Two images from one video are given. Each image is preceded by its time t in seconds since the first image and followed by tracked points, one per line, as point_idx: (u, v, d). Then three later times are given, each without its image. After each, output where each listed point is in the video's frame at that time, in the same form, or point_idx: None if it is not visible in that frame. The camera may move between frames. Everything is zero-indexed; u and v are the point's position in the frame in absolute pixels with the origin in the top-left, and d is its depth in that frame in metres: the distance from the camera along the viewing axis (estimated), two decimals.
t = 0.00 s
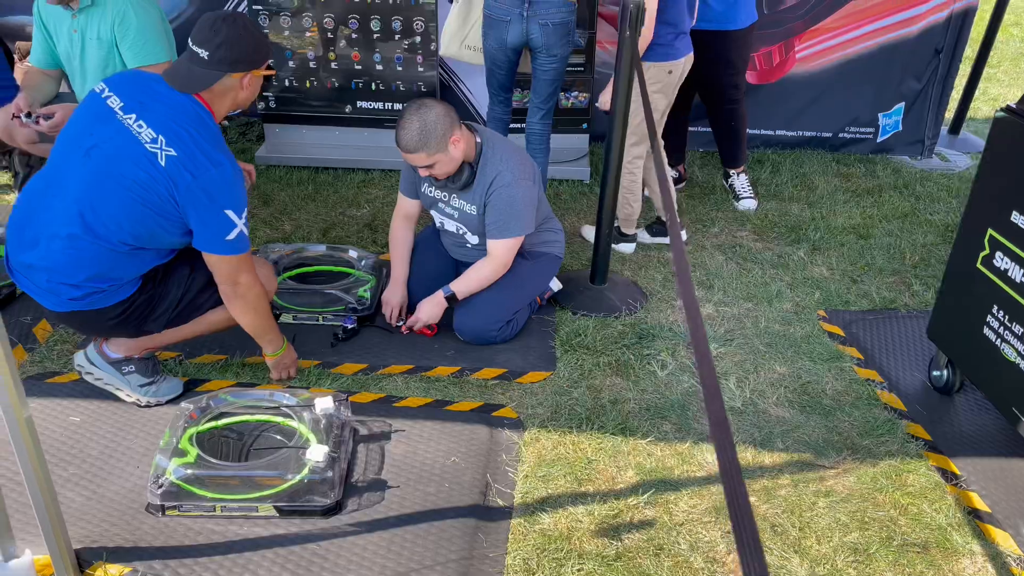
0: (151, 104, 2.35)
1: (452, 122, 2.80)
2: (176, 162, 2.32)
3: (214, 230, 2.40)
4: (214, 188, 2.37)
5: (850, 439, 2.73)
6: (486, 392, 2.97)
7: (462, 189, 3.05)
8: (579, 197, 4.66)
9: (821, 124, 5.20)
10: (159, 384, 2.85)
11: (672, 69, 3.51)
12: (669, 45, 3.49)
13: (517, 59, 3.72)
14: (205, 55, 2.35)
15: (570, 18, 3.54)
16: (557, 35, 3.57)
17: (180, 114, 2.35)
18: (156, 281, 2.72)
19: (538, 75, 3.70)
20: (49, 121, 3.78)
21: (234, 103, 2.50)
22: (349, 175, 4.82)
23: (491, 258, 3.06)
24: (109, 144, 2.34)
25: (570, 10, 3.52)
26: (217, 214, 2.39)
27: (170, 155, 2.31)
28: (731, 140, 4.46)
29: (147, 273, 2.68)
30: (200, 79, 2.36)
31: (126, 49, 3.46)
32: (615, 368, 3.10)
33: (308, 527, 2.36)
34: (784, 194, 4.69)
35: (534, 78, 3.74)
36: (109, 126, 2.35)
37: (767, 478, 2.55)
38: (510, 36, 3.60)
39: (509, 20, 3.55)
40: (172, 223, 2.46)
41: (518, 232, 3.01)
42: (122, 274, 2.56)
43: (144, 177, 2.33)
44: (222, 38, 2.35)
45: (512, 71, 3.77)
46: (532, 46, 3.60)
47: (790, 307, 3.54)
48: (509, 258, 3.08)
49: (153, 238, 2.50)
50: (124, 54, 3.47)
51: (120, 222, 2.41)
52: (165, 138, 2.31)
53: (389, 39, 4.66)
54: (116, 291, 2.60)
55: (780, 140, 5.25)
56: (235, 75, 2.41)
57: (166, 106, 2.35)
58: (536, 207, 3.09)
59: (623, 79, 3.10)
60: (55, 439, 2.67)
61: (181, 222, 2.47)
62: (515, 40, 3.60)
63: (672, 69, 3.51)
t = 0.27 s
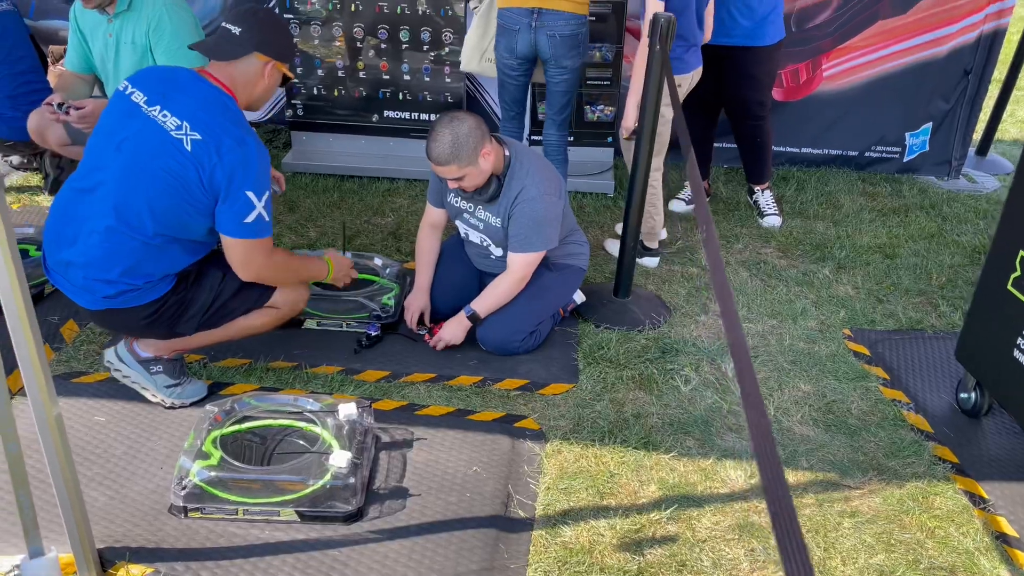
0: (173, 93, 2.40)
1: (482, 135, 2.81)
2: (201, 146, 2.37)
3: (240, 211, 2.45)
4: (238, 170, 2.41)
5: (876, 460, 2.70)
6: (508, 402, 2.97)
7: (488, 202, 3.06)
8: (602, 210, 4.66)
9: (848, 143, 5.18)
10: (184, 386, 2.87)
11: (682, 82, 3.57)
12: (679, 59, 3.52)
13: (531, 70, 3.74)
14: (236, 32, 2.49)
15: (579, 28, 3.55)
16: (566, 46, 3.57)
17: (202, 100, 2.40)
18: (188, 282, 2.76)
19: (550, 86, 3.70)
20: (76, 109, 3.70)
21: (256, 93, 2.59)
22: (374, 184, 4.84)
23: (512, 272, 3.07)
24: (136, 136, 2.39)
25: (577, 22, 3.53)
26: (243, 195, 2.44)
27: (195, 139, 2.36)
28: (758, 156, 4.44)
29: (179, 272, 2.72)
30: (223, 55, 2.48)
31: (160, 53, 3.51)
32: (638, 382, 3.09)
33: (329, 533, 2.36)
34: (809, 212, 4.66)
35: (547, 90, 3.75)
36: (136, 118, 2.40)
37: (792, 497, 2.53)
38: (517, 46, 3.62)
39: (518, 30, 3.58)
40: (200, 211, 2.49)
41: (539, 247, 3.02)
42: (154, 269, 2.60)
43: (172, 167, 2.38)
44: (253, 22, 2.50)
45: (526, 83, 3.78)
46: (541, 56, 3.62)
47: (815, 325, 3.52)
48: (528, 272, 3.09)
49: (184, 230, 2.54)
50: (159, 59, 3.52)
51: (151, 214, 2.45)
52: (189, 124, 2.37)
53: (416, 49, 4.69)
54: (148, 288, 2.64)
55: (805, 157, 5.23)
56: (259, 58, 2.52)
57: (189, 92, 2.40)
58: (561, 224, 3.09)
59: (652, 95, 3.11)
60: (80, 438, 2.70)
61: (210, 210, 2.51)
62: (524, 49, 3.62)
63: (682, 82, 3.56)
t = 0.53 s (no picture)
0: (195, 95, 2.43)
1: (505, 141, 2.84)
2: (228, 146, 2.42)
3: (272, 207, 2.56)
4: (265, 168, 2.49)
5: (894, 470, 2.69)
6: (525, 407, 2.98)
7: (508, 208, 3.08)
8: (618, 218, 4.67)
9: (864, 154, 5.18)
10: (203, 387, 2.90)
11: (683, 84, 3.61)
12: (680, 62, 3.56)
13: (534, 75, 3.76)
14: (270, 36, 2.52)
15: (578, 34, 3.55)
16: (563, 51, 3.57)
17: (224, 102, 2.42)
18: (202, 285, 2.75)
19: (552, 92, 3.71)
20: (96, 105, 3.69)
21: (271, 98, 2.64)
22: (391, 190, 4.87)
23: (524, 276, 3.09)
24: (161, 138, 2.42)
25: (578, 28, 3.54)
26: (272, 193, 2.53)
27: (221, 140, 2.41)
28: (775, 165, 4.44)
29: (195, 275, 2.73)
30: (249, 56, 2.50)
31: (182, 58, 3.55)
32: (655, 389, 3.09)
33: (348, 534, 2.38)
34: (825, 223, 4.66)
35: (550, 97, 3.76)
36: (159, 120, 2.43)
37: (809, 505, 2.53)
38: (517, 51, 3.66)
39: (516, 36, 3.61)
40: (225, 211, 2.55)
41: (556, 252, 3.04)
42: (173, 270, 2.62)
43: (199, 167, 2.43)
44: (285, 29, 2.56)
45: (532, 89, 3.80)
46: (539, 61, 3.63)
47: (831, 336, 3.51)
48: (540, 276, 3.10)
49: (205, 230, 2.58)
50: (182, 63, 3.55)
51: (175, 215, 2.48)
52: (214, 125, 2.41)
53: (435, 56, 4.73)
54: (165, 289, 2.65)
55: (821, 169, 5.23)
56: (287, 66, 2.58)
57: (212, 95, 2.43)
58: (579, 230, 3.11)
59: (671, 104, 3.14)
60: (101, 436, 2.72)
61: (236, 209, 2.57)
62: (524, 54, 3.65)
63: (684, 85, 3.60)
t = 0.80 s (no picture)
0: (217, 92, 2.43)
1: (520, 136, 2.83)
2: (252, 144, 2.43)
3: (293, 206, 2.57)
4: (288, 167, 2.49)
5: (913, 467, 2.68)
6: (541, 403, 2.97)
7: (522, 204, 3.06)
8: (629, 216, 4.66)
9: (875, 153, 5.16)
10: (217, 381, 2.89)
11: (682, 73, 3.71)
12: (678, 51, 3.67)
13: (545, 70, 3.76)
14: (302, 43, 2.58)
15: (588, 29, 3.53)
16: (575, 45, 3.55)
17: (248, 99, 2.44)
18: (216, 280, 2.74)
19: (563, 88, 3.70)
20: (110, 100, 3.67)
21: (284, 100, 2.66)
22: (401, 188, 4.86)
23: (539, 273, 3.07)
24: (183, 134, 2.42)
25: (589, 23, 3.52)
26: (294, 191, 2.54)
27: (245, 138, 2.42)
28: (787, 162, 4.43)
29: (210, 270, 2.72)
30: (270, 53, 2.53)
31: (194, 54, 3.53)
32: (671, 385, 3.08)
33: (366, 528, 2.37)
34: (837, 221, 4.65)
35: (561, 92, 3.74)
36: (181, 116, 2.43)
37: (829, 501, 2.52)
38: (528, 46, 3.65)
39: (527, 30, 3.60)
40: (244, 208, 2.54)
41: (572, 248, 3.03)
42: (190, 267, 2.61)
43: (221, 164, 2.43)
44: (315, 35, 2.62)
45: (543, 83, 3.80)
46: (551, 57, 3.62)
47: (846, 333, 3.50)
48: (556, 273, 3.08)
49: (224, 227, 2.57)
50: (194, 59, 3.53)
51: (195, 211, 2.48)
52: (238, 123, 2.41)
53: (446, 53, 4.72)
54: (181, 285, 2.64)
55: (831, 167, 5.22)
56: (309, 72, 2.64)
57: (235, 92, 2.44)
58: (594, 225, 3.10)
59: (687, 99, 3.12)
60: (117, 430, 2.71)
61: (255, 207, 2.57)
62: (535, 49, 3.64)
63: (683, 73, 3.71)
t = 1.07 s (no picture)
0: (231, 82, 2.38)
1: (532, 120, 2.79)
2: (269, 135, 2.39)
3: (309, 196, 2.55)
4: (305, 157, 2.46)
5: (933, 449, 2.65)
6: (555, 389, 2.95)
7: (535, 189, 3.02)
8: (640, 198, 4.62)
9: (888, 131, 5.10)
10: (231, 372, 2.88)
11: (680, 47, 3.74)
12: (676, 25, 3.69)
13: (556, 52, 3.71)
14: (316, 37, 2.52)
15: (599, 10, 3.47)
16: (586, 27, 3.50)
17: (263, 89, 2.39)
18: (230, 272, 2.72)
19: (574, 70, 3.64)
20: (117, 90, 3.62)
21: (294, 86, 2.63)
22: (409, 174, 4.83)
23: (553, 259, 3.04)
24: (198, 126, 2.38)
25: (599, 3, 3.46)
26: (311, 181, 2.51)
27: (262, 129, 2.38)
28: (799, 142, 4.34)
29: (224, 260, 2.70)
30: (275, 42, 2.46)
31: (200, 40, 3.49)
32: (686, 370, 3.06)
33: (384, 517, 2.36)
34: (850, 201, 4.60)
35: (572, 74, 3.69)
36: (196, 107, 2.39)
37: (848, 485, 2.50)
38: (539, 28, 3.60)
39: (538, 12, 3.55)
40: (261, 199, 2.52)
41: (585, 233, 2.99)
42: (205, 257, 2.60)
43: (238, 155, 2.39)
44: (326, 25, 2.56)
45: (553, 66, 3.75)
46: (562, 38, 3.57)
47: (863, 315, 3.47)
48: (571, 258, 3.05)
49: (239, 218, 2.55)
50: (200, 46, 3.50)
51: (211, 203, 2.45)
52: (254, 113, 2.37)
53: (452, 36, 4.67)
54: (196, 275, 2.63)
55: (844, 146, 5.16)
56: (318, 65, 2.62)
57: (251, 83, 2.39)
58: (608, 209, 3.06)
59: (699, 80, 3.07)
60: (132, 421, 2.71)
61: (271, 197, 2.54)
62: (546, 31, 3.60)
63: (681, 47, 3.74)
